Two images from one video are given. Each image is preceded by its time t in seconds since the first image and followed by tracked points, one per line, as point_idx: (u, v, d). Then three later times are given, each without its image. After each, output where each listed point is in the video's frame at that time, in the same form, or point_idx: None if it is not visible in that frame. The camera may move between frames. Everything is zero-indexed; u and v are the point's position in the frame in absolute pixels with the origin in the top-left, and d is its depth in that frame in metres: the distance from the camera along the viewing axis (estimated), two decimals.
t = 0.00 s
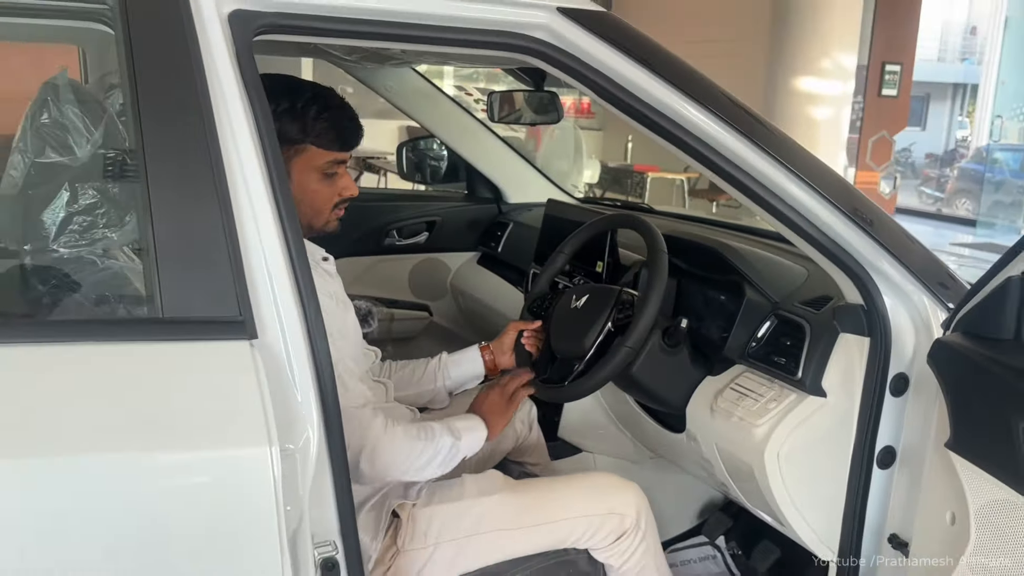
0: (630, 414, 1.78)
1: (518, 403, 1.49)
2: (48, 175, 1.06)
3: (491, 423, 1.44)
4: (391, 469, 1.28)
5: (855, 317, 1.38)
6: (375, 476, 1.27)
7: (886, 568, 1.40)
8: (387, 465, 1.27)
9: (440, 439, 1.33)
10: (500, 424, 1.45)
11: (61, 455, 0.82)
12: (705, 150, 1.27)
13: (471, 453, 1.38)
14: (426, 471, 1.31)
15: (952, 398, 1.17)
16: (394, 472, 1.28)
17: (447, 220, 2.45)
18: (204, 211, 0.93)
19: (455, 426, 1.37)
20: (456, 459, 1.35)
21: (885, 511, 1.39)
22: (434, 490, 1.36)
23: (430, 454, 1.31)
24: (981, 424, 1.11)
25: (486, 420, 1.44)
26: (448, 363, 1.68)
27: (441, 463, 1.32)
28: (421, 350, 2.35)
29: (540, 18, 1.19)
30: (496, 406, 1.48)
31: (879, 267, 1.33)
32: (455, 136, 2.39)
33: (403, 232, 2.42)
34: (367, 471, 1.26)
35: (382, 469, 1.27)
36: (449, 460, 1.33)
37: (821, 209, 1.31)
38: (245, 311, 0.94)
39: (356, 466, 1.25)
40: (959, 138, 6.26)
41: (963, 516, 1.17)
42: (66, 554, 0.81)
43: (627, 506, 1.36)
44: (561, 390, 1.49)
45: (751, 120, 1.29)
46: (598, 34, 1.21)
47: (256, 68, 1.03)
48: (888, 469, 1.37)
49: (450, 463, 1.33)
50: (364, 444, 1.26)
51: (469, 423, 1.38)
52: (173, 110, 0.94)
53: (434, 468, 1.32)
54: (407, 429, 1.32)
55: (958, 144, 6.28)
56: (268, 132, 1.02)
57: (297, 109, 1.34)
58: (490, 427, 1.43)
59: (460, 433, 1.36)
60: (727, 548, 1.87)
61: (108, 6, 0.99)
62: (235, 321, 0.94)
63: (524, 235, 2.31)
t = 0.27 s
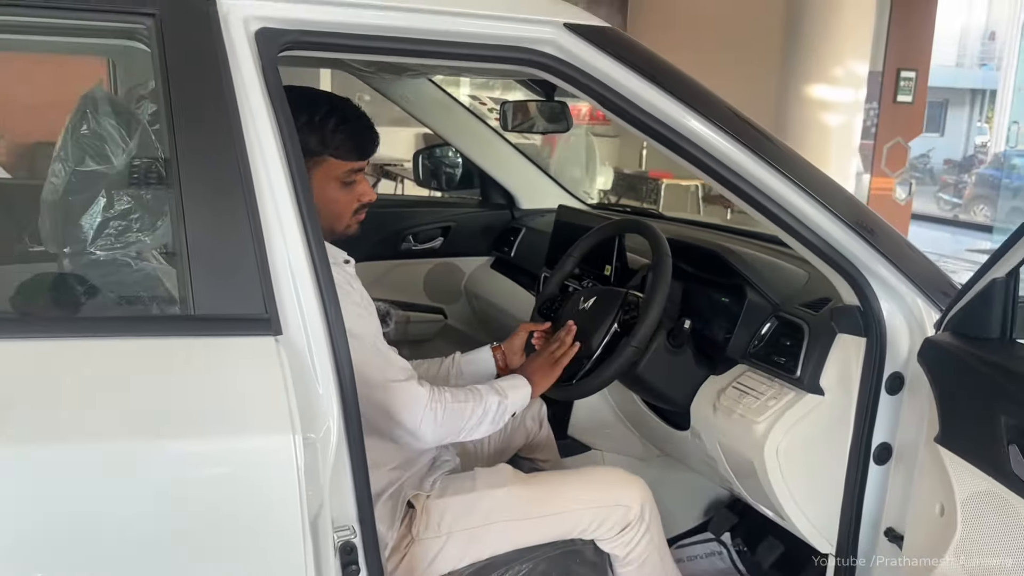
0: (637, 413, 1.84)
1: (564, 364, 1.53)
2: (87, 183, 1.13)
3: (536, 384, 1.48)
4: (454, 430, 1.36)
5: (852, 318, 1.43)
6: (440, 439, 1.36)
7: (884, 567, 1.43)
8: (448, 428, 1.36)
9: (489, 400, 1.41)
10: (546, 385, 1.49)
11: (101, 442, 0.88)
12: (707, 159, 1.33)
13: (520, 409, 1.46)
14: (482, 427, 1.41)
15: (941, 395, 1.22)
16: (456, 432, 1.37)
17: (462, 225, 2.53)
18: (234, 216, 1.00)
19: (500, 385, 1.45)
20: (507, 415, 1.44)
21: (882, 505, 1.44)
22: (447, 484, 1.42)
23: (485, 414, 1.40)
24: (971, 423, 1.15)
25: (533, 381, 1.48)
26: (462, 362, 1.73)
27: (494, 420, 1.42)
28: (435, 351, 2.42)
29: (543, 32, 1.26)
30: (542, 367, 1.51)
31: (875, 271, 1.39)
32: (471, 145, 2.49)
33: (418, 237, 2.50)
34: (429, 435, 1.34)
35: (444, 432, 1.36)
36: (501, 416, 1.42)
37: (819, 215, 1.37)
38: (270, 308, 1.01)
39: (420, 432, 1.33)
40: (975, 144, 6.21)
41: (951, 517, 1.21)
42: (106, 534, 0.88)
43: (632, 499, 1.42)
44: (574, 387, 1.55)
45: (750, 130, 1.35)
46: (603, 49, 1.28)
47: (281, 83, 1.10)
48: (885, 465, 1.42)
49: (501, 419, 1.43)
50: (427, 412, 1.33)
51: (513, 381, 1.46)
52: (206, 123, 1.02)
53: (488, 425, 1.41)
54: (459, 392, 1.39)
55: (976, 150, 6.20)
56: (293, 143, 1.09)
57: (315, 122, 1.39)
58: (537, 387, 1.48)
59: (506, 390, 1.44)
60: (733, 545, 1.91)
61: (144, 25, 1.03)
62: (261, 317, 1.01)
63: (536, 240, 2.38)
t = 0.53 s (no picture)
0: (638, 412, 1.88)
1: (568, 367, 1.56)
2: (105, 187, 1.19)
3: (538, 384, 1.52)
4: (458, 424, 1.40)
5: (844, 318, 1.45)
6: (444, 432, 1.39)
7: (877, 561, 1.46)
8: (453, 421, 1.39)
9: (494, 397, 1.44)
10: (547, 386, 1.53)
11: (114, 432, 0.94)
12: (701, 164, 1.37)
13: (524, 407, 1.50)
14: (486, 422, 1.44)
15: (925, 392, 1.26)
16: (461, 426, 1.40)
17: (470, 229, 2.58)
18: (242, 220, 1.06)
19: (505, 381, 1.49)
20: (512, 412, 1.48)
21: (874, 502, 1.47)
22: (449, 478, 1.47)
23: (489, 409, 1.44)
24: (954, 419, 1.18)
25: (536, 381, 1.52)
26: (467, 363, 1.77)
27: (498, 416, 1.45)
28: (443, 353, 2.47)
29: (538, 41, 1.31)
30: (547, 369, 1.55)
31: (865, 272, 1.43)
32: (478, 146, 2.54)
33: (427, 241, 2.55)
34: (435, 428, 1.38)
35: (449, 425, 1.39)
36: (505, 412, 1.46)
37: (811, 219, 1.41)
38: (276, 306, 1.07)
39: (425, 425, 1.37)
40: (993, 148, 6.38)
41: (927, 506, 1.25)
42: (122, 519, 0.93)
43: (628, 493, 1.46)
44: (577, 385, 1.59)
45: (744, 136, 1.40)
46: (598, 58, 1.33)
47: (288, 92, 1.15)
48: (876, 462, 1.44)
49: (505, 415, 1.46)
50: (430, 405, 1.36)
51: (518, 378, 1.50)
52: (217, 130, 1.07)
53: (492, 420, 1.45)
54: (464, 387, 1.43)
55: (994, 154, 6.40)
56: (299, 150, 1.14)
57: (327, 132, 1.41)
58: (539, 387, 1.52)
59: (511, 387, 1.48)
60: (733, 542, 1.97)
61: (158, 38, 1.08)
62: (268, 315, 1.06)
63: (543, 243, 2.42)
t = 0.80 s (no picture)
0: (629, 406, 1.92)
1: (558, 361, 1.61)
2: (104, 185, 1.25)
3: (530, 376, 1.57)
4: (445, 413, 1.44)
5: (824, 313, 1.49)
6: (431, 420, 1.44)
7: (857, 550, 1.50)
8: (440, 410, 1.44)
9: (481, 389, 1.49)
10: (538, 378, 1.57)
11: (104, 414, 0.99)
12: (681, 162, 1.41)
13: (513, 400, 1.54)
14: (473, 413, 1.49)
15: (896, 382, 1.28)
16: (448, 415, 1.45)
17: (470, 229, 2.62)
18: (231, 214, 1.11)
19: (493, 374, 1.53)
20: (499, 404, 1.52)
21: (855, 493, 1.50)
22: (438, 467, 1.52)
23: (476, 400, 1.49)
24: (921, 411, 1.21)
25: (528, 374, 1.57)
26: (460, 357, 1.81)
27: (485, 407, 1.50)
28: (443, 349, 2.52)
29: (520, 43, 1.35)
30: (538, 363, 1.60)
31: (843, 266, 1.47)
32: (476, 149, 2.57)
33: (428, 240, 2.62)
34: (422, 417, 1.42)
35: (435, 414, 1.44)
36: (493, 404, 1.51)
37: (789, 216, 1.45)
38: (264, 296, 1.12)
39: (413, 414, 1.41)
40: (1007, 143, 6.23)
41: (895, 498, 1.29)
42: (116, 496, 0.99)
43: (610, 483, 1.50)
44: (565, 376, 1.64)
45: (723, 135, 1.44)
46: (580, 60, 1.38)
47: (277, 92, 1.20)
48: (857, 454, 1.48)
49: (493, 407, 1.51)
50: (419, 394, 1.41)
51: (507, 371, 1.55)
52: (207, 129, 1.12)
53: (480, 411, 1.50)
54: (453, 378, 1.47)
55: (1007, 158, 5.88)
56: (287, 149, 1.20)
57: (323, 130, 1.44)
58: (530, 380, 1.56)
59: (499, 380, 1.53)
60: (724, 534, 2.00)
61: (152, 40, 1.13)
62: (255, 305, 1.11)
63: (541, 242, 2.47)
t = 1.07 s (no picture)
0: (614, 402, 1.96)
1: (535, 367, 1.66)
2: (96, 185, 1.30)
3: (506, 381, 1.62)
4: (423, 412, 1.49)
5: (797, 311, 1.52)
6: (410, 418, 1.49)
7: (830, 542, 1.53)
8: (418, 408, 1.49)
9: (460, 389, 1.55)
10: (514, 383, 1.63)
11: (85, 400, 1.05)
12: (653, 164, 1.46)
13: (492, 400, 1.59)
14: (451, 412, 1.54)
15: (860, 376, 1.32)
16: (426, 414, 1.50)
17: (467, 231, 2.69)
18: (210, 214, 1.17)
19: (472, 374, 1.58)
20: (478, 404, 1.57)
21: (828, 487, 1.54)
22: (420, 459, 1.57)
23: (455, 398, 1.54)
24: (879, 404, 1.25)
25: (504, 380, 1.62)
26: (448, 354, 1.86)
27: (464, 406, 1.55)
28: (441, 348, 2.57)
29: (494, 50, 1.40)
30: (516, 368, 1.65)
31: (813, 265, 1.50)
32: (469, 151, 2.62)
33: (427, 241, 2.70)
34: (400, 413, 1.47)
35: (414, 412, 1.49)
36: (471, 404, 1.56)
37: (760, 216, 1.49)
38: (242, 291, 1.18)
39: (392, 410, 1.46)
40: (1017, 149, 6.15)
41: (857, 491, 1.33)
42: (100, 479, 1.05)
43: (586, 474, 1.55)
44: (545, 372, 1.69)
45: (694, 138, 1.48)
46: (554, 65, 1.43)
47: (258, 98, 1.26)
48: (830, 448, 1.51)
49: (471, 406, 1.56)
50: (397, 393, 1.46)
51: (486, 372, 1.60)
52: (188, 133, 1.18)
53: (458, 410, 1.55)
54: (432, 378, 1.52)
55: None
56: (266, 151, 1.25)
57: (308, 133, 1.51)
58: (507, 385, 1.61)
59: (479, 381, 1.58)
60: (711, 530, 2.03)
61: (138, 48, 1.18)
62: (233, 300, 1.17)
63: (535, 243, 2.52)
